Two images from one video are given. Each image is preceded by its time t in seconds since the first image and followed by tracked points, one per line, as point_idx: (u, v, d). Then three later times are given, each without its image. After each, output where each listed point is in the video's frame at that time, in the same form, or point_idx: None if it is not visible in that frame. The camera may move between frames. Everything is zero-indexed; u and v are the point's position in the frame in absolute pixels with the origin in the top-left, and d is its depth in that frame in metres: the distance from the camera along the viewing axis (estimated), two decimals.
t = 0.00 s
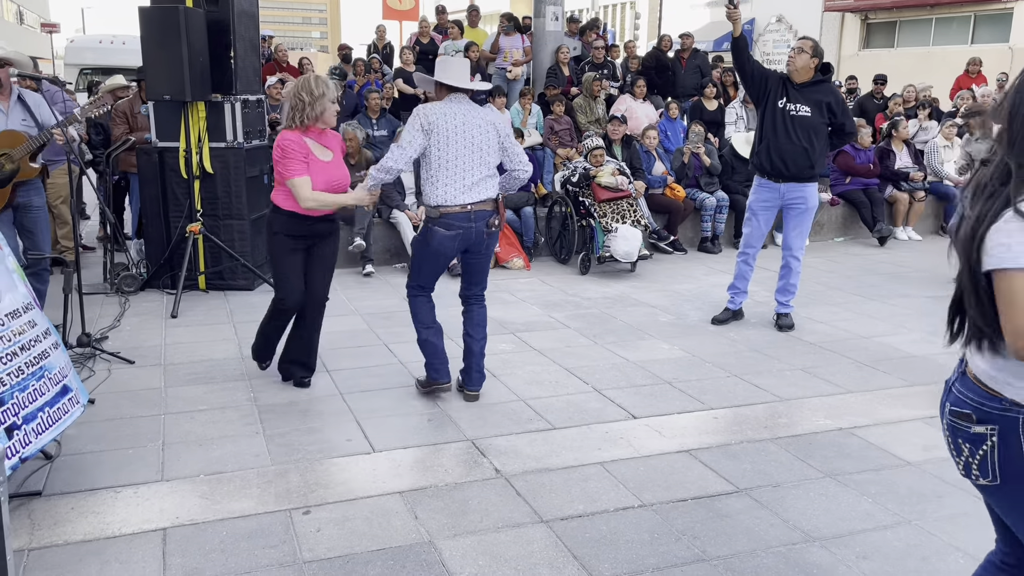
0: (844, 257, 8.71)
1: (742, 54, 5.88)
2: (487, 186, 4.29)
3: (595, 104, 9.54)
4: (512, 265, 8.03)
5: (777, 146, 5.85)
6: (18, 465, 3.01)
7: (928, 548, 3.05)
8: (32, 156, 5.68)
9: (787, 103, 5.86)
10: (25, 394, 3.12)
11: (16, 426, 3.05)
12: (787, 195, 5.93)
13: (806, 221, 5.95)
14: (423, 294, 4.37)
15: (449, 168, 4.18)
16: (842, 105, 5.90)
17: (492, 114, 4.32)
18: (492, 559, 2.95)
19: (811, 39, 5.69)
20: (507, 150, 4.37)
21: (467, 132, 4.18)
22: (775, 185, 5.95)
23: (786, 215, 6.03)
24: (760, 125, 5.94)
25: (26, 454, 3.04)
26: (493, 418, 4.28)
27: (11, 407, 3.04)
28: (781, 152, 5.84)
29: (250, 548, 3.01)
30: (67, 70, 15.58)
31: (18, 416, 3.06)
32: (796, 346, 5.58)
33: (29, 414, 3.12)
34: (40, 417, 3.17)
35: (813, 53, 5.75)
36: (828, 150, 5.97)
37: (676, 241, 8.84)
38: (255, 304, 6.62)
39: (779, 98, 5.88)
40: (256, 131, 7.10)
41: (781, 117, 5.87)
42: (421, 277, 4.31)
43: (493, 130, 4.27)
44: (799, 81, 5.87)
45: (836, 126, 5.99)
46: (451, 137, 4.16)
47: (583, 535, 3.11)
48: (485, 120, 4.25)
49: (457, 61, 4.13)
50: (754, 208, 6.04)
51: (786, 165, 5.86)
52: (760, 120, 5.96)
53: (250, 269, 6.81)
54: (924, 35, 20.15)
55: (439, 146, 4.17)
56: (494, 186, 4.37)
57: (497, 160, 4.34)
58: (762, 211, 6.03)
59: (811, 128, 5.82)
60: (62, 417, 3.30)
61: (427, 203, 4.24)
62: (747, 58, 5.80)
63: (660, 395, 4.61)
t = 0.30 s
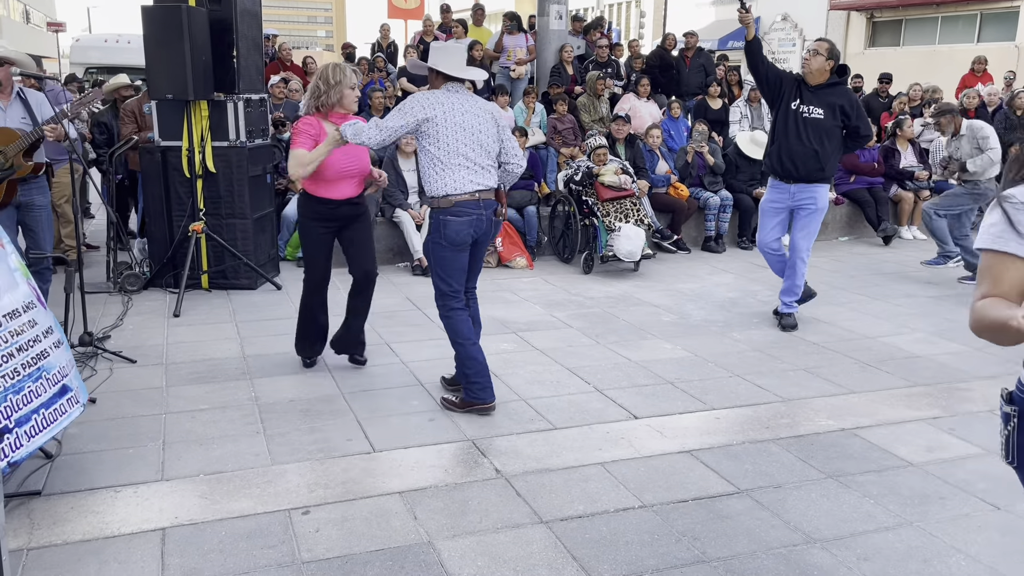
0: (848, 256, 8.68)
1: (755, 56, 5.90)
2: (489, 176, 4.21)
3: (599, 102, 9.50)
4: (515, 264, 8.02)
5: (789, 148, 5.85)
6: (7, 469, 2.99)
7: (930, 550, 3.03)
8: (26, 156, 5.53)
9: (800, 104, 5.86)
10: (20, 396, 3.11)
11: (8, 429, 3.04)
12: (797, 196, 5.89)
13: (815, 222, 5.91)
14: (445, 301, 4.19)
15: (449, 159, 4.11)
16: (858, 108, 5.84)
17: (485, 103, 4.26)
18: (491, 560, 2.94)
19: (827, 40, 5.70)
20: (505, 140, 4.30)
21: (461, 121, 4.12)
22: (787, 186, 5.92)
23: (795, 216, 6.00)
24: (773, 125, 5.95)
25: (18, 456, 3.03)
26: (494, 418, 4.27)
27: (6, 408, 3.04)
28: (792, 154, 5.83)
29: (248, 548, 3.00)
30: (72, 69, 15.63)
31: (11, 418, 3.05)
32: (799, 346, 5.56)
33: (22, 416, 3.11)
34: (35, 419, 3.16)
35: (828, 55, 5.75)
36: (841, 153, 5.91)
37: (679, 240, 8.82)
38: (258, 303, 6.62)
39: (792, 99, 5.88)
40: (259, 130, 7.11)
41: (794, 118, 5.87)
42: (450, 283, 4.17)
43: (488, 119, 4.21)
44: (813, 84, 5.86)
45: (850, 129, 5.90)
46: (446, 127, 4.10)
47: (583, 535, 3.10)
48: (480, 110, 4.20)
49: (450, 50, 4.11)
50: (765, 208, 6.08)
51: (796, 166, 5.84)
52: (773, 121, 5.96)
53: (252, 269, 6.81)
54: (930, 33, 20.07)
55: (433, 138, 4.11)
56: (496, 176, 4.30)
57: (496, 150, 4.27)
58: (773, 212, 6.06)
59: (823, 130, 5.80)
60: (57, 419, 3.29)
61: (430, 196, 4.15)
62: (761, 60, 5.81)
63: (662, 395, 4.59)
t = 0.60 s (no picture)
0: (853, 256, 8.66)
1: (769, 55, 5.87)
2: (459, 181, 4.22)
3: (603, 101, 9.52)
4: (518, 263, 8.02)
5: (803, 146, 5.84)
6: None
7: (935, 551, 3.02)
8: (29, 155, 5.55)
9: (814, 103, 5.84)
10: (15, 399, 3.12)
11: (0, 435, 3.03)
12: (812, 194, 5.89)
13: (828, 220, 5.87)
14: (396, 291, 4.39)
15: (414, 162, 4.18)
16: (872, 105, 5.81)
17: (463, 109, 4.28)
18: (494, 560, 2.93)
19: (840, 39, 5.66)
20: (482, 146, 4.28)
21: (430, 125, 4.19)
22: (801, 184, 5.94)
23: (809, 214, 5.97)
24: (788, 124, 5.94)
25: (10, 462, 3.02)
26: (497, 417, 4.27)
27: None
28: (806, 153, 5.83)
29: (251, 548, 3.00)
30: (77, 67, 15.66)
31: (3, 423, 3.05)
32: (803, 346, 5.54)
33: (16, 421, 3.11)
34: (29, 424, 3.16)
35: (842, 53, 5.72)
36: (857, 151, 5.89)
37: (683, 240, 8.79)
38: (261, 302, 6.63)
39: (807, 98, 5.86)
40: (263, 129, 7.11)
41: (808, 117, 5.85)
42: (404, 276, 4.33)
43: (461, 125, 4.22)
44: (828, 82, 5.83)
45: (866, 126, 5.87)
46: (413, 130, 4.19)
47: (586, 536, 3.09)
48: (456, 117, 4.23)
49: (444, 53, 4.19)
50: (785, 209, 6.07)
51: (810, 165, 5.83)
52: (788, 121, 5.95)
53: (256, 268, 6.82)
54: (935, 31, 20.00)
55: (401, 141, 4.21)
56: (472, 182, 4.29)
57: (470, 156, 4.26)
58: (793, 211, 6.03)
59: (838, 129, 5.78)
60: (54, 421, 3.28)
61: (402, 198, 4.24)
62: (774, 61, 5.79)
63: (666, 394, 4.58)
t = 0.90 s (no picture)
0: (859, 254, 8.61)
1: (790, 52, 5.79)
2: (418, 176, 4.17)
3: (608, 99, 9.49)
4: (524, 262, 7.97)
5: (826, 143, 5.82)
6: None
7: (949, 554, 2.99)
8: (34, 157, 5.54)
9: (837, 99, 5.79)
10: (11, 403, 3.08)
11: None
12: (835, 190, 5.87)
13: (853, 212, 5.83)
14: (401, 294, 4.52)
15: (381, 155, 4.26)
16: (896, 101, 5.73)
17: (434, 102, 4.18)
18: (503, 563, 2.90)
19: (862, 35, 5.61)
20: (450, 141, 4.14)
21: (395, 118, 4.19)
22: (825, 180, 5.92)
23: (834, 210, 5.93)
24: (809, 121, 5.91)
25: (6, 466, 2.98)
26: (505, 417, 4.24)
27: None
28: (829, 148, 5.80)
29: (258, 550, 2.98)
30: (81, 65, 15.64)
31: None
32: (811, 345, 5.51)
33: (12, 425, 3.07)
34: (26, 427, 3.12)
35: (864, 49, 5.66)
36: (880, 146, 5.82)
37: (689, 238, 8.78)
38: (266, 300, 6.60)
39: (828, 94, 5.81)
40: (268, 126, 7.07)
41: (830, 113, 5.81)
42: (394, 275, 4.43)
43: (424, 118, 4.14)
44: (850, 78, 5.77)
45: (889, 122, 5.80)
46: (381, 123, 4.24)
47: (596, 538, 3.06)
48: (425, 110, 4.16)
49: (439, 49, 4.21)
50: (810, 206, 6.05)
51: (833, 162, 5.81)
52: (810, 117, 5.91)
53: (261, 266, 6.79)
54: (942, 29, 19.91)
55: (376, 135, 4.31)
56: (437, 177, 4.20)
57: (433, 150, 4.17)
58: (817, 208, 6.03)
59: (861, 125, 5.73)
60: (52, 424, 3.25)
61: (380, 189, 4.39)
62: (795, 57, 5.75)
63: (674, 394, 4.55)
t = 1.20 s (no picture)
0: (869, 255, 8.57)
1: (817, 52, 5.78)
2: (396, 187, 4.18)
3: (615, 97, 9.47)
4: (532, 262, 7.95)
5: (852, 143, 5.77)
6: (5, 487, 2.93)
7: (972, 562, 2.95)
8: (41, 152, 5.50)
9: (863, 99, 5.72)
10: (28, 408, 3.05)
11: (9, 445, 2.97)
12: (864, 189, 5.84)
13: (884, 211, 5.80)
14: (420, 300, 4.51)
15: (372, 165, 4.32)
16: (924, 100, 5.63)
17: (420, 113, 4.14)
18: (522, 570, 2.88)
19: (890, 34, 5.53)
20: (426, 154, 4.10)
21: (382, 128, 4.22)
22: (852, 180, 5.90)
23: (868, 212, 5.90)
24: (836, 121, 5.85)
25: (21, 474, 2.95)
26: (518, 420, 4.21)
27: (12, 420, 2.99)
28: (854, 147, 5.78)
29: (275, 556, 2.95)
30: (84, 63, 15.60)
31: (14, 433, 2.99)
32: (823, 347, 5.48)
33: (27, 431, 3.04)
34: (41, 433, 3.10)
35: (892, 48, 5.58)
36: (907, 146, 5.76)
37: (697, 237, 8.73)
38: (274, 301, 6.58)
39: (855, 94, 5.75)
40: (276, 126, 7.04)
41: (856, 112, 5.75)
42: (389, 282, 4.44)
43: (404, 129, 4.13)
44: (877, 77, 5.71)
45: (918, 121, 5.70)
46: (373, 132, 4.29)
47: (615, 545, 3.04)
48: (407, 121, 4.14)
49: (441, 56, 4.19)
50: (834, 207, 6.00)
51: (859, 161, 5.79)
52: (836, 117, 5.86)
53: (269, 266, 6.77)
54: (948, 27, 19.84)
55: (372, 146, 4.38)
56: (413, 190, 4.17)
57: (412, 161, 4.15)
58: (842, 210, 5.97)
59: (888, 124, 5.66)
60: (67, 431, 3.22)
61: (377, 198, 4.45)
62: (822, 56, 5.71)
63: (688, 397, 4.52)
